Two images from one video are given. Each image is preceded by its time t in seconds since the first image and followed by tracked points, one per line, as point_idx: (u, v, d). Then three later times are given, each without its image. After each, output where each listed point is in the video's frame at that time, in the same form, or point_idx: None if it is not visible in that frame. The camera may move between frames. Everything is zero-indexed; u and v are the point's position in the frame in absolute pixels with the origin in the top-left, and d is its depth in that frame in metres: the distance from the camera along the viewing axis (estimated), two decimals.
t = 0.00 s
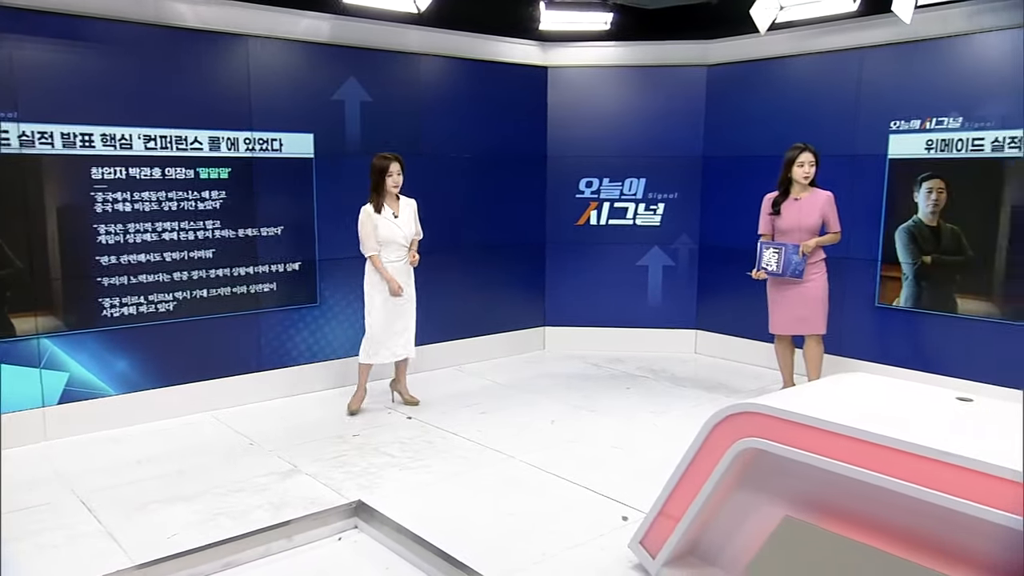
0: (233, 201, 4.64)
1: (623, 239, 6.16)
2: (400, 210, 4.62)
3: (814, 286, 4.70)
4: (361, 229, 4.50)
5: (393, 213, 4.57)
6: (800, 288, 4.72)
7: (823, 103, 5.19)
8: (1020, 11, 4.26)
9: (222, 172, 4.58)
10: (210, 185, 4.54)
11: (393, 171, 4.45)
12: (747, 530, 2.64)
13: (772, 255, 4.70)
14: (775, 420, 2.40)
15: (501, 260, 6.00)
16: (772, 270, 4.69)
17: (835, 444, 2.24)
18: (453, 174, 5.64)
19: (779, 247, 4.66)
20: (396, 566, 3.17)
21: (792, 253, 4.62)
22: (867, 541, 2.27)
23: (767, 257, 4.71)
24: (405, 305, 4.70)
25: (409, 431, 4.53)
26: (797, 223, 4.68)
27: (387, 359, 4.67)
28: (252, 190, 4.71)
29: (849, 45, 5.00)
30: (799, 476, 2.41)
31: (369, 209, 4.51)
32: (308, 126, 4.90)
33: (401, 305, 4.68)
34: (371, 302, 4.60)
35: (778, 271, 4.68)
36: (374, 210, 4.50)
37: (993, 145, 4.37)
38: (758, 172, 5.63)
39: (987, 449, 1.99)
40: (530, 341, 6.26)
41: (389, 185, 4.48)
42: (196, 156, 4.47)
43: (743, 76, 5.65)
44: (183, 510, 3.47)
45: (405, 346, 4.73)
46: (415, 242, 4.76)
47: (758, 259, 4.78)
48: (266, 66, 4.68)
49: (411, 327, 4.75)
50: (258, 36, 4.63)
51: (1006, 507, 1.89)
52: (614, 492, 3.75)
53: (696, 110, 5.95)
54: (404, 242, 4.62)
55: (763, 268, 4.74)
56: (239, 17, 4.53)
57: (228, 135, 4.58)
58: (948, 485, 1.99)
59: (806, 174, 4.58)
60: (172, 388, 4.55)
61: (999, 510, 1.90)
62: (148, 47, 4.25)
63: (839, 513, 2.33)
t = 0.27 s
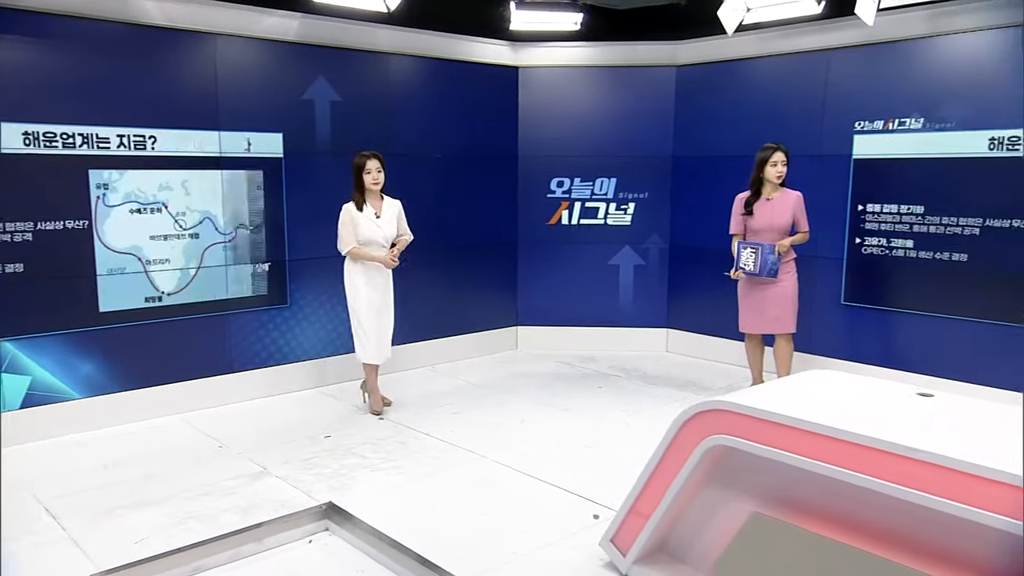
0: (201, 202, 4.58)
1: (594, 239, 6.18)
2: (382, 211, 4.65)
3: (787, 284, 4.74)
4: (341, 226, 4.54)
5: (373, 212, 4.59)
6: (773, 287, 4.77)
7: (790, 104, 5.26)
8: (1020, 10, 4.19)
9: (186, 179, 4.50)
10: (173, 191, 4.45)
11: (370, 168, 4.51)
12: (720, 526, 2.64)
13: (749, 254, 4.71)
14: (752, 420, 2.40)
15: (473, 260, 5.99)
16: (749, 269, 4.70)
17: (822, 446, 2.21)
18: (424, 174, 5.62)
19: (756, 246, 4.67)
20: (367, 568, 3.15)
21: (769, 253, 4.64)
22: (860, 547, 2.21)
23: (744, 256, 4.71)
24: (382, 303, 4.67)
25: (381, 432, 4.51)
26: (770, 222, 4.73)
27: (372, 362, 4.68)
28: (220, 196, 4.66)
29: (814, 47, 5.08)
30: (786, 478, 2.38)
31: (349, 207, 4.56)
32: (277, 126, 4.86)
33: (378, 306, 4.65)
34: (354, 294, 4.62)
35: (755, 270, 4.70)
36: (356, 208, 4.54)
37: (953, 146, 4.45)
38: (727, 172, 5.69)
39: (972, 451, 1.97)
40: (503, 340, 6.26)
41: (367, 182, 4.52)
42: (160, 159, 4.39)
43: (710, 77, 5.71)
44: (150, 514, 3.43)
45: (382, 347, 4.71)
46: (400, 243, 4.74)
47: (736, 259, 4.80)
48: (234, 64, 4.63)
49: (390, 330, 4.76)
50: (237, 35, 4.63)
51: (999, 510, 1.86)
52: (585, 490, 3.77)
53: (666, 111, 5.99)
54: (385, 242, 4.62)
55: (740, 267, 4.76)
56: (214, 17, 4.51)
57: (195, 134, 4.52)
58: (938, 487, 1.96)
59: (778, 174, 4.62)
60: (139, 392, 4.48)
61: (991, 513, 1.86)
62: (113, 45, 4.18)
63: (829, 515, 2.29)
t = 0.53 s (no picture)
0: (169, 202, 4.52)
1: (567, 238, 6.20)
2: (362, 211, 4.62)
3: (762, 282, 4.80)
4: (318, 224, 4.54)
5: (353, 212, 4.57)
6: (748, 286, 4.81)
7: (758, 105, 5.31)
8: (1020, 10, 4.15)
9: (152, 179, 4.43)
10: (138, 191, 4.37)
11: (348, 168, 4.48)
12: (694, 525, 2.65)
13: (727, 254, 4.72)
14: (725, 418, 2.42)
15: (446, 259, 5.98)
16: (727, 269, 4.71)
17: (804, 447, 2.21)
18: (396, 173, 5.60)
19: (735, 246, 4.69)
20: (338, 569, 3.15)
21: (747, 252, 4.66)
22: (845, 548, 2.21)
23: (723, 257, 4.72)
24: (359, 305, 4.63)
25: (354, 433, 4.49)
26: (745, 222, 4.76)
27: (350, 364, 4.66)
28: (188, 196, 4.60)
29: (783, 48, 5.14)
30: (766, 479, 2.39)
31: (328, 206, 4.55)
32: (247, 125, 4.81)
33: (355, 306, 4.61)
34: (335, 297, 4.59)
35: (733, 270, 4.71)
36: (334, 207, 4.54)
37: (916, 145, 4.53)
38: (697, 171, 5.74)
39: (957, 451, 1.97)
40: (476, 340, 6.26)
41: (347, 182, 4.49)
42: (125, 159, 4.31)
43: (680, 77, 5.76)
44: (118, 519, 3.38)
45: (362, 353, 4.68)
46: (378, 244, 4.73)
47: (715, 259, 4.79)
48: (202, 62, 4.58)
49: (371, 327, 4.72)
50: (225, 35, 4.65)
51: (987, 510, 1.85)
52: (558, 489, 3.79)
53: (637, 111, 6.03)
54: (363, 242, 4.60)
55: (720, 267, 4.76)
56: (199, 17, 4.53)
57: (162, 133, 4.45)
58: (925, 487, 1.97)
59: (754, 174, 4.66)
60: (106, 395, 4.41)
61: (980, 514, 1.86)
62: (78, 41, 4.11)
63: (812, 516, 2.30)
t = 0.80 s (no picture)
0: (142, 201, 4.50)
1: (542, 238, 6.26)
2: (343, 211, 4.65)
3: (740, 281, 4.88)
4: (300, 223, 4.56)
5: (334, 212, 4.60)
6: (727, 285, 4.88)
7: (728, 107, 5.41)
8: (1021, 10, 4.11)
9: (123, 180, 4.40)
10: (109, 191, 4.35)
11: (331, 168, 4.51)
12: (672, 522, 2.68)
13: (707, 254, 4.75)
14: (700, 415, 2.47)
15: (421, 259, 6.01)
16: (710, 269, 4.73)
17: (790, 446, 2.24)
18: (371, 173, 5.62)
19: (714, 245, 4.73)
20: (313, 568, 3.17)
21: (727, 251, 4.72)
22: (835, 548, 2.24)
23: (704, 257, 4.74)
24: (338, 307, 4.63)
25: (330, 433, 4.51)
26: (723, 222, 4.81)
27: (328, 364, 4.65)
28: (161, 197, 4.58)
29: (751, 51, 5.23)
30: (752, 478, 2.42)
31: (310, 205, 4.58)
32: (220, 125, 4.80)
33: (338, 308, 4.63)
34: (314, 300, 4.60)
35: (714, 270, 4.74)
36: (317, 207, 4.57)
37: (881, 146, 4.65)
38: (669, 172, 5.83)
39: (948, 451, 1.99)
40: (452, 339, 6.30)
41: (329, 181, 4.52)
42: (96, 159, 4.29)
43: (652, 78, 5.83)
44: (90, 521, 3.37)
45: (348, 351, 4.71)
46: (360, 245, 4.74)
47: (695, 261, 4.81)
48: (174, 62, 4.56)
49: (352, 330, 4.73)
50: (199, 36, 4.65)
51: (980, 510, 1.87)
52: (533, 486, 3.84)
53: (610, 112, 6.10)
54: (345, 242, 4.62)
55: (701, 268, 4.78)
56: (174, 17, 4.52)
57: (134, 133, 4.43)
58: (916, 488, 1.98)
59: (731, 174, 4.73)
60: (78, 397, 4.39)
61: (972, 513, 1.88)
62: (47, 41, 4.08)
63: (794, 512, 2.34)
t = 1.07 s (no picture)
0: (118, 201, 4.49)
1: (520, 238, 6.30)
2: (326, 209, 4.66)
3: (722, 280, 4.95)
4: (284, 222, 4.57)
5: (317, 211, 4.61)
6: (709, 284, 4.94)
7: (702, 108, 5.48)
8: (1021, 10, 4.07)
9: (99, 179, 4.40)
10: (85, 191, 4.34)
11: (314, 167, 4.53)
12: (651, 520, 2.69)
13: (693, 254, 4.78)
14: (683, 413, 2.49)
15: (400, 259, 6.04)
16: (696, 268, 4.76)
17: (779, 446, 2.24)
18: (349, 173, 5.64)
19: (699, 245, 4.77)
20: (293, 567, 3.19)
21: (710, 250, 4.78)
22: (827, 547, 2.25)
23: (690, 257, 4.76)
24: (319, 308, 4.65)
25: (309, 432, 4.53)
26: (705, 222, 4.85)
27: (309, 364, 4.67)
28: (137, 197, 4.57)
29: (725, 53, 5.31)
30: (738, 475, 2.44)
31: (293, 203, 4.59)
32: (197, 125, 4.80)
33: (319, 310, 4.65)
34: (297, 300, 4.62)
35: (700, 270, 4.78)
36: (299, 204, 4.57)
37: (851, 146, 4.74)
38: (645, 172, 5.90)
39: (942, 450, 1.99)
40: (432, 338, 6.33)
41: (313, 179, 4.55)
42: (70, 159, 4.28)
43: (629, 79, 5.89)
44: (67, 523, 3.38)
45: (339, 347, 4.75)
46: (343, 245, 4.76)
47: (681, 261, 4.82)
48: (151, 62, 4.56)
49: (336, 332, 4.74)
50: (176, 36, 4.65)
51: (977, 510, 1.87)
52: (510, 483, 3.88)
53: (586, 113, 6.16)
54: (328, 241, 4.64)
55: (687, 268, 4.80)
56: (151, 17, 4.52)
57: (109, 134, 4.42)
58: (911, 488, 1.98)
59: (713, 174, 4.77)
60: (54, 399, 4.37)
61: (969, 513, 1.88)
62: (21, 41, 4.06)
63: (778, 509, 2.36)
